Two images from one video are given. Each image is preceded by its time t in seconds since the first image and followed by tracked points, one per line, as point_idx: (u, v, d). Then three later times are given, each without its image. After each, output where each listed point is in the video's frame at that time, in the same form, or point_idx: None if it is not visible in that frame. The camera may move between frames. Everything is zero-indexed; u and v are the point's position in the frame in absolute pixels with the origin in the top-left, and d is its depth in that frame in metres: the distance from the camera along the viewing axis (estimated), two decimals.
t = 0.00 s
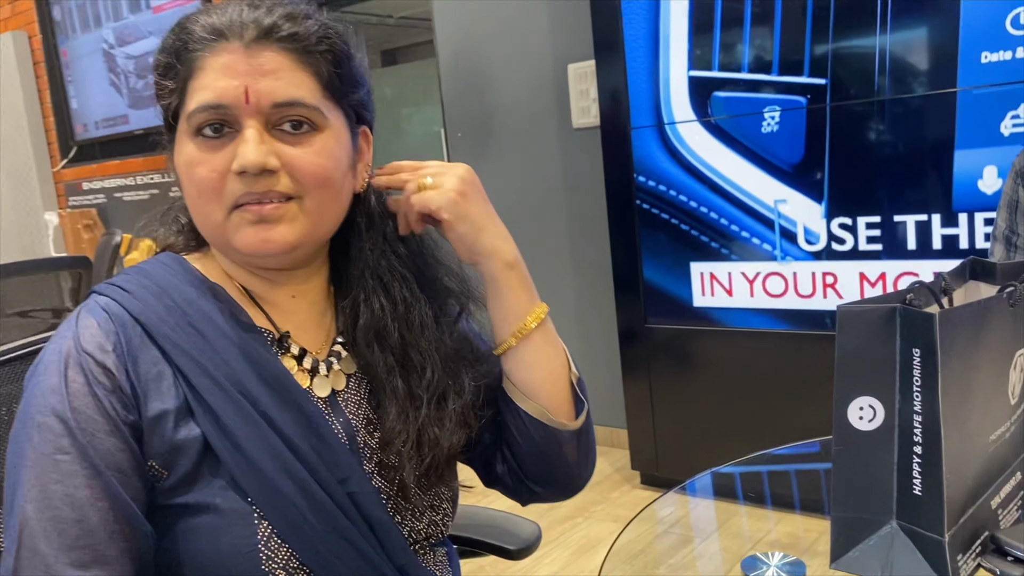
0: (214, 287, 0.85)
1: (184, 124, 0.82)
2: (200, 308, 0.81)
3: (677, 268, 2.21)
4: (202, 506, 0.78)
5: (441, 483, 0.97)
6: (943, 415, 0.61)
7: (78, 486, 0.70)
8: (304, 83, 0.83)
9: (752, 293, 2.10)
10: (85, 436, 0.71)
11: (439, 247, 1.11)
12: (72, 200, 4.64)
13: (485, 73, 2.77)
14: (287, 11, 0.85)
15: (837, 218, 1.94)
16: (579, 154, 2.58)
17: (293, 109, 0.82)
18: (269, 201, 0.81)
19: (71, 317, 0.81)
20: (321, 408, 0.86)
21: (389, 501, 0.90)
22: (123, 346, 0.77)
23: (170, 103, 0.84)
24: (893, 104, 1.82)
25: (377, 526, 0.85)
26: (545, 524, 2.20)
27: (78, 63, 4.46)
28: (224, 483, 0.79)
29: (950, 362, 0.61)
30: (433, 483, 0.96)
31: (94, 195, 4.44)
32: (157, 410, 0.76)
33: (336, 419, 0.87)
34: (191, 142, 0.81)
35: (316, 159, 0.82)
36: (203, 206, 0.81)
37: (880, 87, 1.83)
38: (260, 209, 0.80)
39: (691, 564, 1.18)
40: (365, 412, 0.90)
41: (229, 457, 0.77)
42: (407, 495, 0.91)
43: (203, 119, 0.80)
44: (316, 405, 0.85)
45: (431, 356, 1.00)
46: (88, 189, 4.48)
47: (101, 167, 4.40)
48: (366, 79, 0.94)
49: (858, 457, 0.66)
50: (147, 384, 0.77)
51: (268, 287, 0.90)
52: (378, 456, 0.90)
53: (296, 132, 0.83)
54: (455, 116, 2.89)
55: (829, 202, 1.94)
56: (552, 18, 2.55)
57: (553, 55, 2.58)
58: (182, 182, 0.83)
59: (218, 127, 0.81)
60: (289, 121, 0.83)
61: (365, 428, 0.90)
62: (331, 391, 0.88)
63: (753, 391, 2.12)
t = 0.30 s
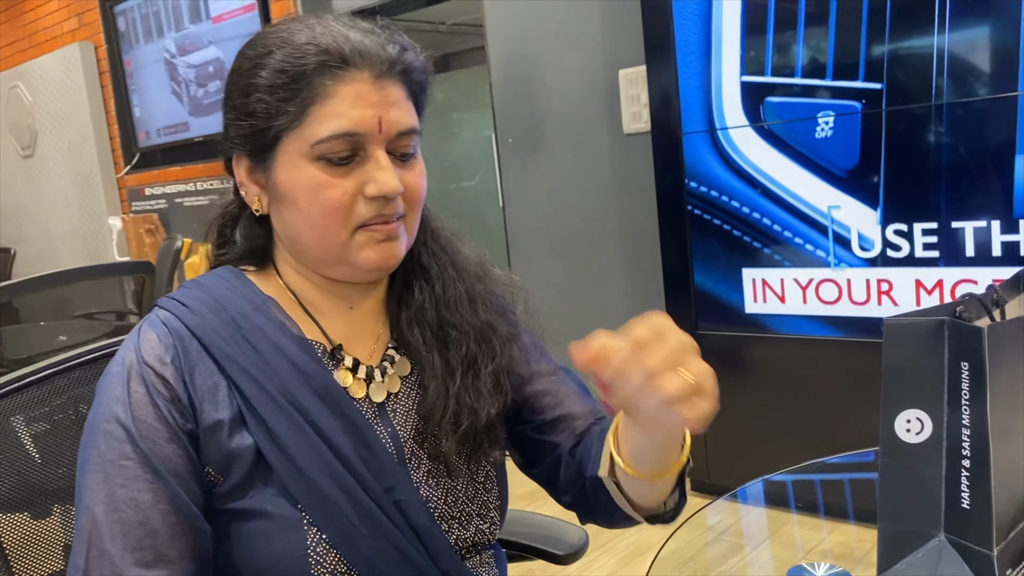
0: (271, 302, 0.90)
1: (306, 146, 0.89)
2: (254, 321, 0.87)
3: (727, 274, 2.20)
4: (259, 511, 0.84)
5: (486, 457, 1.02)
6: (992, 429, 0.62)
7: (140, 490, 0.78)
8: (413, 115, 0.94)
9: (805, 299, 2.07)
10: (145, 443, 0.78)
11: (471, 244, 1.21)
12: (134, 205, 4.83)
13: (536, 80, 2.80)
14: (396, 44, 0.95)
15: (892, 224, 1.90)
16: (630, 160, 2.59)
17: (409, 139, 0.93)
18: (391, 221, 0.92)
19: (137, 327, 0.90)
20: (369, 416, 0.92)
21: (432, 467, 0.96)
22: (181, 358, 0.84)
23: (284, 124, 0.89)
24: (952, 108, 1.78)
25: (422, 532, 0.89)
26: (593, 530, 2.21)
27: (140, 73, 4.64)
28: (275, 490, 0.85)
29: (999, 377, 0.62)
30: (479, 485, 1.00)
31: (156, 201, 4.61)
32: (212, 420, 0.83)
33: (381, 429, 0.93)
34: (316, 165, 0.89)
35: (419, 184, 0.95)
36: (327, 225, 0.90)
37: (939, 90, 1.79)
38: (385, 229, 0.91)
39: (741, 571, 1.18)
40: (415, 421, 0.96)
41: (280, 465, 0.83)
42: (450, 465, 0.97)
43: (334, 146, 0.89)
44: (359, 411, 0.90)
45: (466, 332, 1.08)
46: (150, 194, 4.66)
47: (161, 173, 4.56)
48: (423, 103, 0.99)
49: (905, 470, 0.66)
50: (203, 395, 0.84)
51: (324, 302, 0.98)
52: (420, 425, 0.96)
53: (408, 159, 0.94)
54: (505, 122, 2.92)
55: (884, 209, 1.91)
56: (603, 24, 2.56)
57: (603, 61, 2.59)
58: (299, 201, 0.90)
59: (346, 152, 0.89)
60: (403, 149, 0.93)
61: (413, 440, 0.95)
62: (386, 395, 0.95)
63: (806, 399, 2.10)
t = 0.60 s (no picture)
0: (310, 308, 0.93)
1: (382, 157, 0.90)
2: (296, 326, 0.89)
3: (760, 277, 2.17)
4: (296, 515, 0.87)
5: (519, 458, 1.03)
6: None
7: (182, 490, 0.79)
8: (476, 130, 0.96)
9: (838, 303, 2.04)
10: (188, 444, 0.80)
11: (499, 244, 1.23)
12: (168, 208, 4.92)
13: (566, 83, 2.80)
14: (466, 60, 0.97)
15: (927, 226, 1.87)
16: (659, 162, 2.58)
17: (473, 155, 0.95)
18: (452, 235, 0.94)
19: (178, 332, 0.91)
20: (406, 423, 0.95)
21: (468, 468, 0.97)
22: (223, 361, 0.86)
23: (363, 133, 0.89)
24: (990, 108, 1.75)
25: (457, 544, 0.90)
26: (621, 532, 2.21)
27: (176, 78, 4.73)
28: (312, 495, 0.87)
29: None
30: (514, 495, 1.01)
31: (191, 204, 4.70)
32: (253, 424, 0.85)
33: (418, 437, 0.95)
34: (389, 176, 0.90)
35: (475, 198, 0.98)
36: (396, 236, 0.91)
37: (977, 90, 1.76)
38: (447, 241, 0.94)
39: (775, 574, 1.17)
40: (451, 431, 0.98)
41: (318, 471, 0.85)
42: (483, 465, 0.98)
43: (410, 159, 0.90)
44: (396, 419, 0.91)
45: (503, 329, 1.08)
46: (185, 197, 4.74)
47: (196, 176, 4.65)
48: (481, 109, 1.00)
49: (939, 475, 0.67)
50: (244, 400, 0.86)
51: (367, 308, 0.99)
52: (455, 427, 0.98)
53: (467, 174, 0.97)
54: (536, 124, 2.93)
55: (919, 212, 1.88)
56: (633, 26, 2.56)
57: (633, 63, 2.59)
58: (369, 210, 0.91)
59: (420, 166, 0.91)
60: (467, 164, 0.95)
61: (448, 449, 0.97)
62: (425, 401, 0.97)
63: (840, 405, 2.06)
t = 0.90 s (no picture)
0: (344, 310, 0.93)
1: (427, 157, 0.89)
2: (330, 329, 0.89)
3: (779, 277, 2.15)
4: (329, 520, 0.87)
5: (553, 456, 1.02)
6: None
7: (212, 494, 0.79)
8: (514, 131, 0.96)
9: (856, 303, 2.03)
10: (219, 447, 0.80)
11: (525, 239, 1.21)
12: (187, 210, 4.97)
13: (583, 83, 2.80)
14: (506, 61, 0.97)
15: (948, 227, 1.85)
16: (677, 162, 2.57)
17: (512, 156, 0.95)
18: (491, 235, 0.94)
19: (213, 331, 0.92)
20: (439, 427, 0.94)
21: (501, 471, 0.97)
22: (256, 365, 0.86)
23: (410, 132, 0.89)
24: (1013, 108, 1.73)
25: (489, 552, 0.90)
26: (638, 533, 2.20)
27: (195, 80, 4.78)
28: (344, 501, 0.87)
29: None
30: (546, 501, 1.01)
31: (209, 206, 4.74)
32: (285, 428, 0.85)
33: (450, 441, 0.94)
34: (434, 176, 0.90)
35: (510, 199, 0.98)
36: (440, 236, 0.90)
37: (1001, 88, 1.74)
38: (487, 242, 0.94)
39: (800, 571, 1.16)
40: (483, 435, 0.97)
41: (350, 476, 0.85)
42: (517, 466, 0.98)
43: (455, 159, 0.89)
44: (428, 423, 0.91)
45: (537, 326, 1.07)
46: (204, 199, 4.79)
47: (215, 178, 4.69)
48: (518, 114, 0.98)
49: (961, 477, 0.67)
50: (277, 404, 0.86)
51: (401, 309, 0.99)
52: (488, 429, 0.97)
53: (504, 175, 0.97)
54: (552, 125, 2.93)
55: (942, 208, 1.86)
56: (650, 27, 2.55)
57: (651, 63, 2.58)
58: (413, 210, 0.90)
59: (464, 166, 0.90)
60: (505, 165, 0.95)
61: (480, 452, 0.96)
62: (458, 404, 0.96)
63: (861, 407, 2.05)
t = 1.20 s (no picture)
0: (361, 311, 0.93)
1: (435, 165, 0.88)
2: (347, 331, 0.89)
3: (787, 274, 2.14)
4: (346, 522, 0.87)
5: (575, 462, 1.02)
6: None
7: (228, 495, 0.80)
8: (536, 145, 0.94)
9: (864, 301, 2.02)
10: (236, 450, 0.81)
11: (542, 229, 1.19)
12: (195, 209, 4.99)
13: (590, 80, 2.79)
14: (535, 73, 0.94)
15: (956, 224, 1.85)
16: (685, 160, 2.57)
17: (529, 171, 0.93)
18: (498, 248, 0.93)
19: (232, 331, 0.92)
20: (455, 429, 0.94)
21: (518, 475, 0.96)
22: (274, 367, 0.86)
23: (419, 138, 0.88)
24: None
25: (501, 555, 0.90)
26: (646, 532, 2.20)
27: (202, 79, 4.79)
28: (359, 504, 0.88)
29: None
30: (563, 504, 1.00)
31: (217, 205, 4.76)
32: (302, 431, 0.85)
33: (466, 443, 0.94)
34: (439, 185, 0.89)
35: (527, 211, 0.96)
36: (442, 245, 0.90)
37: (1011, 84, 1.73)
38: (492, 255, 0.93)
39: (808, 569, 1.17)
40: (499, 439, 0.97)
41: (365, 481, 0.86)
42: (534, 471, 0.97)
43: (463, 170, 0.88)
44: (444, 426, 0.91)
45: (556, 334, 1.06)
46: (212, 198, 4.81)
47: (223, 177, 4.70)
48: (543, 124, 0.96)
49: (971, 475, 0.68)
50: (295, 407, 0.86)
51: (418, 312, 0.99)
52: (504, 436, 0.97)
53: (521, 188, 0.95)
54: (559, 124, 2.92)
55: (953, 203, 1.84)
56: (657, 24, 2.55)
57: (658, 61, 2.57)
58: (416, 216, 0.90)
59: (473, 177, 0.89)
60: (520, 178, 0.93)
61: (497, 455, 0.96)
62: (473, 407, 0.96)
63: (870, 405, 2.04)
